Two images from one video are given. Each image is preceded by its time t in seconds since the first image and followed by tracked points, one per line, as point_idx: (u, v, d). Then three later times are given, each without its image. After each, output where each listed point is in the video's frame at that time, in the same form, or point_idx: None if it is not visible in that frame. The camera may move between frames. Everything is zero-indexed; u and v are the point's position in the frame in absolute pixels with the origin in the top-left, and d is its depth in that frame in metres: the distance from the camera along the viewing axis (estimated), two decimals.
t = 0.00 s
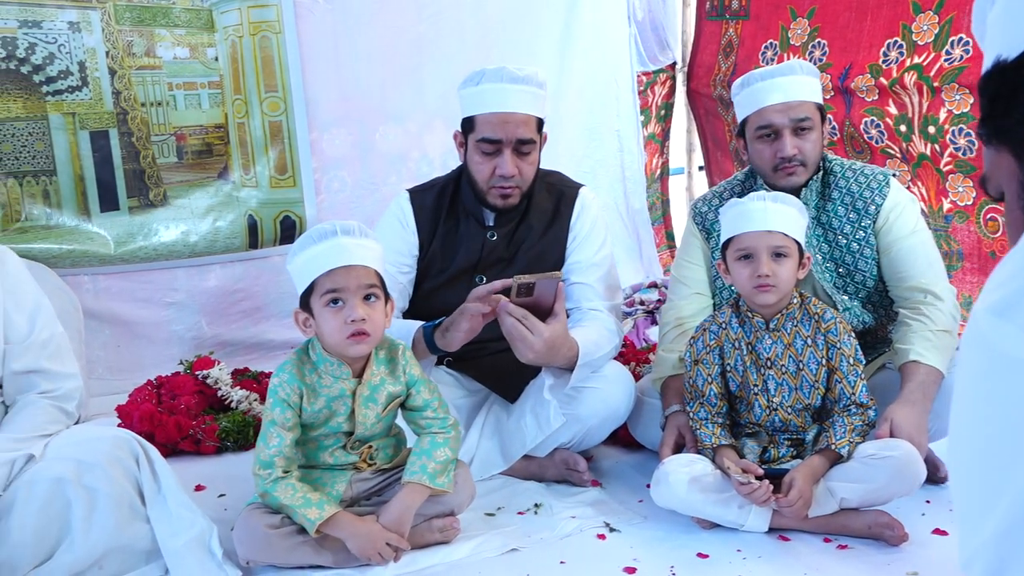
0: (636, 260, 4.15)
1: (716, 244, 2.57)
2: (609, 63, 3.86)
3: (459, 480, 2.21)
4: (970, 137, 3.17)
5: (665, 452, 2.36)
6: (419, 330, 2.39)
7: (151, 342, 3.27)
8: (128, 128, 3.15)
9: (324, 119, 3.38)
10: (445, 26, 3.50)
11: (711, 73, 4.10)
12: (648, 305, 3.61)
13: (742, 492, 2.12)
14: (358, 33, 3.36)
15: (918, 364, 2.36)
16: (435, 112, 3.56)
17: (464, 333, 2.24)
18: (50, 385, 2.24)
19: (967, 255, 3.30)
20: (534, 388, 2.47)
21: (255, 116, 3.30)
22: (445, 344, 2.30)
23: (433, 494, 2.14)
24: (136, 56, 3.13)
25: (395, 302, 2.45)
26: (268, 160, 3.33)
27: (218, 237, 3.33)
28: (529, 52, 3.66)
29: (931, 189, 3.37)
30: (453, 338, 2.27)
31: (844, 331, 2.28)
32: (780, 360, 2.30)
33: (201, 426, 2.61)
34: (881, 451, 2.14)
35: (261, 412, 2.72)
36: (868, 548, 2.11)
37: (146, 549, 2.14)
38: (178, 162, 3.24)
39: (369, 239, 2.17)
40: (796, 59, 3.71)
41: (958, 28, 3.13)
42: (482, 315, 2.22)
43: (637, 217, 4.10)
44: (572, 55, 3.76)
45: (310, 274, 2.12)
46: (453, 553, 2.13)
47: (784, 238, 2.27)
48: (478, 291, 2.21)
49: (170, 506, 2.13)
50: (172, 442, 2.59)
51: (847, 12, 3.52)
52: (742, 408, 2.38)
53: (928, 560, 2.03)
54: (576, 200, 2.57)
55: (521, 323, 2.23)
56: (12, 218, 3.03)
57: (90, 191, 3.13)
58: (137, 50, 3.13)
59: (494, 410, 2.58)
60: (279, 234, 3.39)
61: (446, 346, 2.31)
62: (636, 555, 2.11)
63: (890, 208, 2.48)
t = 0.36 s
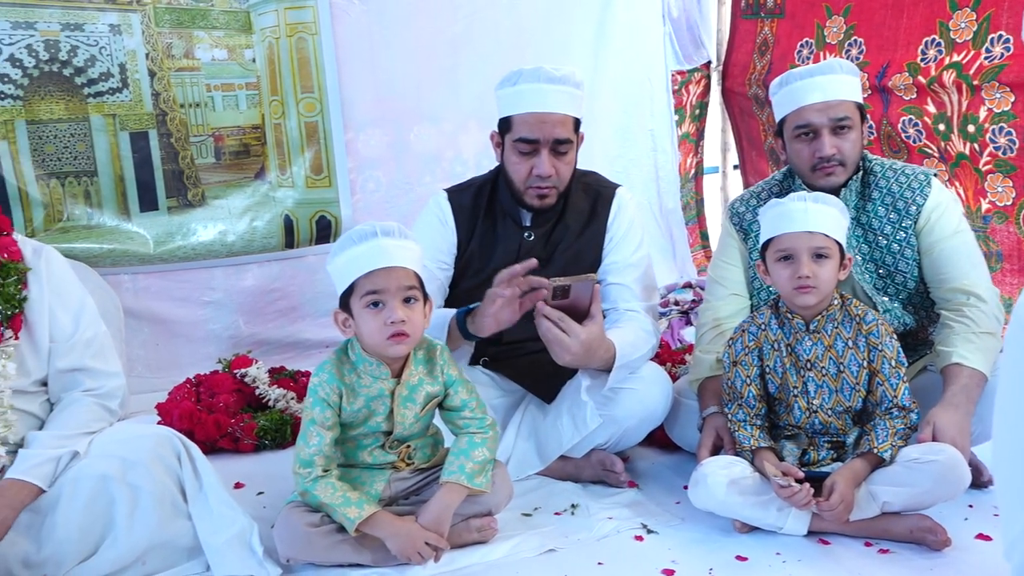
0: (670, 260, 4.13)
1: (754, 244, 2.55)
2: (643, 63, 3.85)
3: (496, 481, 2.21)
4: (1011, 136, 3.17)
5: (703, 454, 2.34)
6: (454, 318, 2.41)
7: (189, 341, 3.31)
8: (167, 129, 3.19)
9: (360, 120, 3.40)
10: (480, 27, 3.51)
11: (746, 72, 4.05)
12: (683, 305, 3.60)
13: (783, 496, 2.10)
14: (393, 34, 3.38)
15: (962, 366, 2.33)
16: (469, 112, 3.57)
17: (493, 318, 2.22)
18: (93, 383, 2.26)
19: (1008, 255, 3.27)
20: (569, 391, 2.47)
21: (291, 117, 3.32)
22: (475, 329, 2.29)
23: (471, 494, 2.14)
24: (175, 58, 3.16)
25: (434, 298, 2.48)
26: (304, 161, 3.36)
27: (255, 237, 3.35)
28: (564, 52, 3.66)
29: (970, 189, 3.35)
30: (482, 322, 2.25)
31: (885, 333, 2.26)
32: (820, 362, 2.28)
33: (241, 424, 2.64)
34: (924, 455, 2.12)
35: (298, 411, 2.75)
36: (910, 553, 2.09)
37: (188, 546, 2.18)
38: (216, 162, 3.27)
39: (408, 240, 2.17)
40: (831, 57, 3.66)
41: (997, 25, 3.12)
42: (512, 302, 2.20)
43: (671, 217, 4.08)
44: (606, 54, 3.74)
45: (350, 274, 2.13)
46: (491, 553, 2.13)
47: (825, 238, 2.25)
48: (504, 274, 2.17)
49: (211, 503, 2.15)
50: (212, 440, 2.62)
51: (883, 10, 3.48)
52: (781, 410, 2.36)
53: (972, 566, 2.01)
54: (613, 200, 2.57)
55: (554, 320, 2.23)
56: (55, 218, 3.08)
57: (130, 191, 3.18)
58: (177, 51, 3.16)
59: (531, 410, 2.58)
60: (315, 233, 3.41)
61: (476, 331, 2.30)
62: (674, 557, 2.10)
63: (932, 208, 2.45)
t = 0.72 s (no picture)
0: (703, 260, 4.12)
1: (792, 245, 2.52)
2: (677, 62, 3.82)
3: (533, 481, 2.21)
4: None
5: (740, 456, 2.33)
6: (495, 331, 2.44)
7: (224, 338, 3.34)
8: (204, 129, 3.22)
9: (394, 119, 3.41)
10: (513, 26, 3.50)
11: (782, 70, 4.00)
12: (717, 306, 3.57)
13: (822, 500, 2.08)
14: (426, 34, 3.38)
15: (1005, 370, 2.29)
16: (502, 111, 3.56)
17: (532, 333, 2.26)
18: (133, 380, 2.29)
19: None
20: (604, 393, 2.47)
21: (326, 116, 3.34)
22: (514, 344, 2.33)
23: (507, 494, 2.14)
24: (212, 58, 3.19)
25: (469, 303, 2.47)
26: (339, 161, 3.37)
27: (289, 235, 3.36)
28: (598, 52, 3.65)
29: (1008, 191, 3.27)
30: (522, 338, 2.30)
31: (927, 335, 2.22)
32: (859, 364, 2.25)
33: (276, 422, 2.66)
34: (966, 459, 2.09)
35: (333, 409, 2.76)
36: (952, 558, 2.06)
37: (227, 543, 2.20)
38: (252, 162, 3.29)
39: (447, 241, 2.18)
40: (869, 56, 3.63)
41: None
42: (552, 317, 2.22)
43: (705, 217, 4.06)
44: (640, 53, 3.72)
45: (388, 274, 2.14)
46: (527, 553, 2.13)
47: (865, 240, 2.22)
48: (551, 292, 2.18)
49: (249, 500, 2.16)
50: (248, 437, 2.64)
51: (923, 7, 3.44)
52: (820, 413, 2.33)
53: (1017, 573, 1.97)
54: (649, 200, 2.56)
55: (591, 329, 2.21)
56: (95, 216, 3.12)
57: (168, 190, 3.21)
58: (214, 51, 3.18)
59: (566, 411, 2.58)
60: (348, 232, 3.43)
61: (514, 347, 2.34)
62: (712, 560, 2.08)
63: (975, 208, 2.42)
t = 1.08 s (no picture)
0: (733, 259, 4.08)
1: (825, 243, 2.51)
2: (707, 58, 3.79)
3: (563, 480, 2.20)
4: None
5: (772, 456, 2.30)
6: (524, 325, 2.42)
7: (254, 335, 3.36)
8: (234, 127, 3.24)
9: (422, 117, 3.42)
10: (541, 23, 3.49)
11: (812, 67, 3.92)
12: (747, 305, 3.53)
13: (856, 500, 2.04)
14: (454, 31, 3.38)
15: None
16: (530, 109, 3.55)
17: (564, 328, 2.25)
18: (166, 376, 2.30)
19: None
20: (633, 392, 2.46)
21: (355, 114, 3.35)
22: (546, 337, 2.33)
23: (537, 493, 2.13)
24: (242, 57, 3.20)
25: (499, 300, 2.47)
26: (368, 158, 3.38)
27: (319, 233, 3.37)
28: (627, 49, 3.63)
29: None
30: (552, 331, 2.30)
31: (962, 334, 2.20)
32: (893, 363, 2.21)
33: (306, 419, 2.67)
34: (1004, 461, 2.06)
35: (362, 406, 2.76)
36: (989, 562, 2.02)
37: (258, 539, 2.19)
38: (281, 159, 3.31)
39: (477, 238, 2.17)
40: (905, 51, 3.69)
41: None
42: (584, 311, 2.21)
43: (734, 215, 4.02)
44: (670, 49, 3.70)
45: (419, 271, 2.14)
46: (556, 552, 2.12)
47: (899, 237, 2.19)
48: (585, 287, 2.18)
49: (280, 497, 2.17)
50: (278, 434, 2.65)
51: (960, 2, 3.57)
52: (852, 413, 2.30)
53: None
54: (679, 198, 2.55)
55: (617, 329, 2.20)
56: (127, 214, 3.14)
57: (198, 188, 3.23)
58: (244, 50, 3.20)
59: (595, 409, 2.56)
60: (377, 230, 3.43)
61: (546, 342, 2.34)
62: (743, 561, 2.06)
63: (1013, 206, 2.38)
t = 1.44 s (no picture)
0: (762, 258, 4.05)
1: (858, 243, 2.47)
2: (737, 55, 3.76)
3: (592, 481, 2.19)
4: None
5: (803, 458, 2.28)
6: (552, 330, 2.43)
7: (283, 334, 3.38)
8: (264, 126, 3.26)
9: (451, 116, 3.42)
10: (570, 21, 3.48)
11: (844, 64, 3.86)
12: (777, 305, 3.50)
13: (891, 504, 2.02)
14: (482, 31, 3.38)
15: None
16: (558, 108, 3.54)
17: (591, 333, 2.25)
18: (197, 375, 2.32)
19: None
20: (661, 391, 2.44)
21: (384, 114, 3.35)
22: (574, 344, 2.31)
23: (567, 494, 2.13)
24: (272, 57, 3.22)
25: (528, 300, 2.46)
26: (396, 158, 3.39)
27: (347, 232, 3.39)
28: (655, 48, 3.60)
29: None
30: (580, 338, 2.29)
31: (999, 336, 2.16)
32: (929, 365, 2.18)
33: (335, 418, 2.68)
34: None
35: (391, 405, 2.77)
36: None
37: (288, 537, 2.20)
38: (310, 159, 3.32)
39: (506, 238, 2.17)
40: (940, 48, 3.72)
41: None
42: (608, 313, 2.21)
43: (764, 214, 3.99)
44: (699, 47, 3.67)
45: (448, 271, 2.14)
46: (586, 553, 2.12)
47: (935, 237, 2.16)
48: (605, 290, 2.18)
49: (310, 496, 2.18)
50: (307, 432, 2.66)
51: None
52: (886, 415, 2.27)
53: None
54: (709, 197, 2.52)
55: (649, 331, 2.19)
56: (158, 213, 3.17)
57: (229, 187, 3.26)
58: (274, 50, 3.22)
59: (624, 410, 2.55)
60: (405, 229, 3.43)
61: (575, 347, 2.32)
62: (775, 564, 2.04)
63: None
